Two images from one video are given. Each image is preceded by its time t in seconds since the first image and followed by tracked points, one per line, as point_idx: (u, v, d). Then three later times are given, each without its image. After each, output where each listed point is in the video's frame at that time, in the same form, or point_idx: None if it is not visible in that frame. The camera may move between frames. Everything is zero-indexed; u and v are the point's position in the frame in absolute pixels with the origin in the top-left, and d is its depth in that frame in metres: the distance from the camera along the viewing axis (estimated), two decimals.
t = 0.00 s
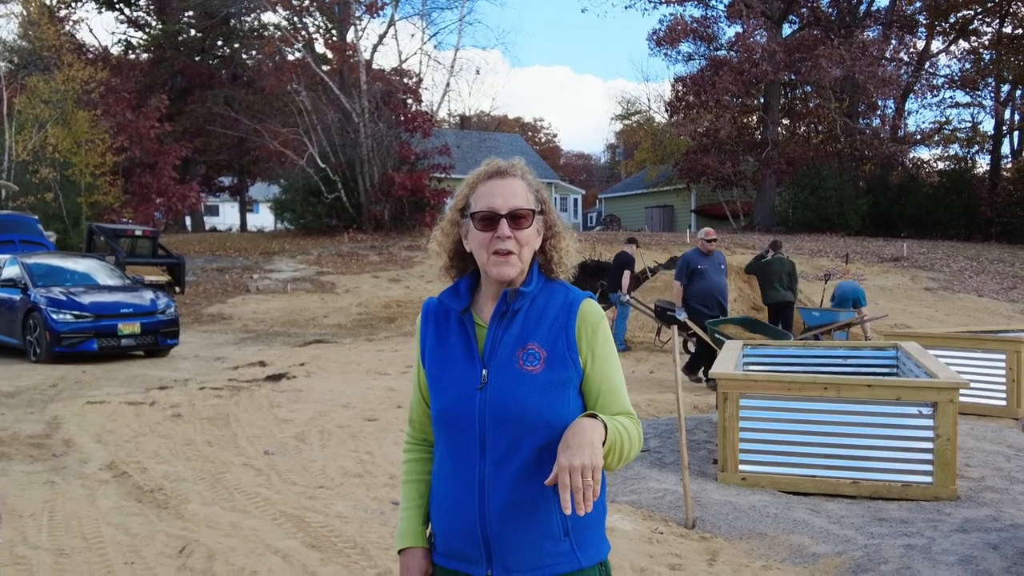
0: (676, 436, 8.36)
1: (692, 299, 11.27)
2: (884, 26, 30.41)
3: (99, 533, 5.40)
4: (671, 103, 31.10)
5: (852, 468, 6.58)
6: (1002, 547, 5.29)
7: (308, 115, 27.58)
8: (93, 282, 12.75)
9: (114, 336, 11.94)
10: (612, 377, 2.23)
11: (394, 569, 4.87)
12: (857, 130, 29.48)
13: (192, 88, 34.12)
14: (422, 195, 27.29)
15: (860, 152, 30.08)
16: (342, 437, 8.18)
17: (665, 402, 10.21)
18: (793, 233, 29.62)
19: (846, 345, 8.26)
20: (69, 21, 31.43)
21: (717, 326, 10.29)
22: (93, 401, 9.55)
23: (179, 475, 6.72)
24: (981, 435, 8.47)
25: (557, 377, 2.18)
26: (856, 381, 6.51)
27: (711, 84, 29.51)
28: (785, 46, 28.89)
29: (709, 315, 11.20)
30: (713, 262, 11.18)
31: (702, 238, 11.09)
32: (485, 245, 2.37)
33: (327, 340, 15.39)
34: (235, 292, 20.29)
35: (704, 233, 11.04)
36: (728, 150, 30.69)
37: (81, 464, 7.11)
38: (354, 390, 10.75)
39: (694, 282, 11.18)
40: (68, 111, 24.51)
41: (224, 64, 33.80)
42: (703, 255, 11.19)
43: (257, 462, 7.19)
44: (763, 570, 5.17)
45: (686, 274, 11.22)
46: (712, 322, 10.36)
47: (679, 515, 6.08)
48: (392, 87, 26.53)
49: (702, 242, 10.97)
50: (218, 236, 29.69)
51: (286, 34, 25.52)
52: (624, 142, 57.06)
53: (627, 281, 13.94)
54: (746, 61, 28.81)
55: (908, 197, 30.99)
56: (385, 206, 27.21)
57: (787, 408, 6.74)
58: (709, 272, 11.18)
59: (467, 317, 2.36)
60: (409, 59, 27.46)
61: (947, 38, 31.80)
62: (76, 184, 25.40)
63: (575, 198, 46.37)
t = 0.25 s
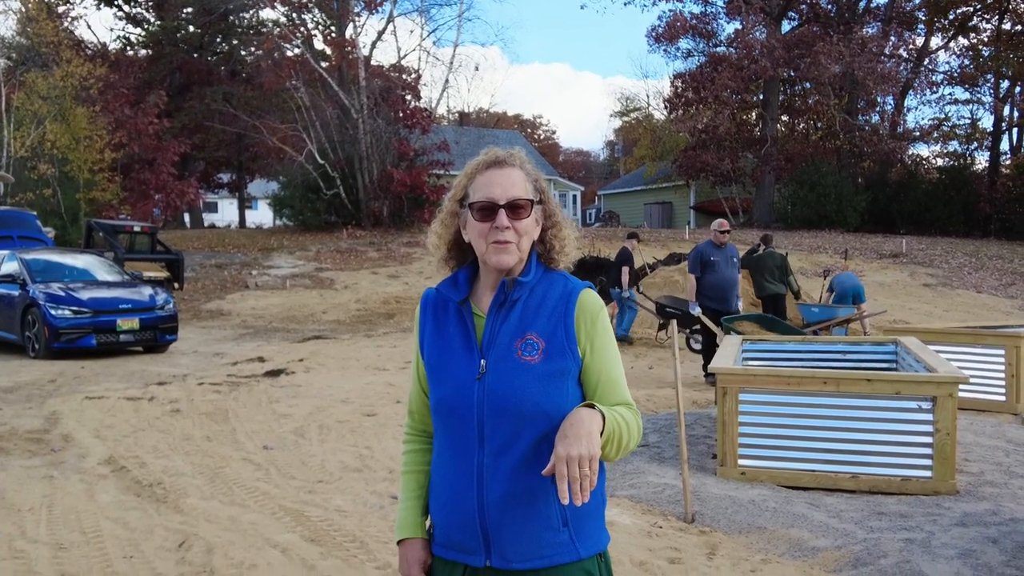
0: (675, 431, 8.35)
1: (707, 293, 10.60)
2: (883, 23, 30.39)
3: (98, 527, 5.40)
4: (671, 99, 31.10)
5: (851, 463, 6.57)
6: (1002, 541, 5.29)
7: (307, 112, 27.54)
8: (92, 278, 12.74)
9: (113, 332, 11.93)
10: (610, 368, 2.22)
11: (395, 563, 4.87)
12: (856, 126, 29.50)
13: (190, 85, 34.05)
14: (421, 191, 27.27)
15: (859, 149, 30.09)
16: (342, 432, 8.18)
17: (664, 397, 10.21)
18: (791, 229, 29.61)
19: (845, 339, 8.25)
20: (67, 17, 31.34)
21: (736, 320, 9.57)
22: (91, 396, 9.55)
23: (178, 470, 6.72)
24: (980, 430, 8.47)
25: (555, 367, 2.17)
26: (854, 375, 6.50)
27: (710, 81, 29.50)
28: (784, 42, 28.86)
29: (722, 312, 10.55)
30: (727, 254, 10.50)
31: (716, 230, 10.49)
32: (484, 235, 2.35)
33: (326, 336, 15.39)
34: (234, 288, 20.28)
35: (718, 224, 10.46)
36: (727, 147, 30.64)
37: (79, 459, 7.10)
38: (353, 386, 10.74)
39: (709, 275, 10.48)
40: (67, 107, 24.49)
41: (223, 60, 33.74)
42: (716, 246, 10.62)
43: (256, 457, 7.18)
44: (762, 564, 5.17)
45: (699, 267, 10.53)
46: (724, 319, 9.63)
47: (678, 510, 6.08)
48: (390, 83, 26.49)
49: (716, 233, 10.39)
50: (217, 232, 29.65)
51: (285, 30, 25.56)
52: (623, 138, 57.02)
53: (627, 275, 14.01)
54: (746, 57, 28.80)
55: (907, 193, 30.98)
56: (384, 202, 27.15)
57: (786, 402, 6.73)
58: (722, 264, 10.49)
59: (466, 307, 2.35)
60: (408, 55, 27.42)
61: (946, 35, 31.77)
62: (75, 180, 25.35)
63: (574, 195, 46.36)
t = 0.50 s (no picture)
0: (674, 423, 8.36)
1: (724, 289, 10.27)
2: (883, 16, 30.29)
3: (97, 518, 5.40)
4: (670, 93, 31.07)
5: (850, 455, 6.58)
6: (1001, 532, 5.30)
7: (306, 105, 27.48)
8: (91, 271, 12.74)
9: (112, 325, 11.92)
10: (610, 356, 2.21)
11: (395, 553, 4.88)
12: (855, 120, 29.47)
13: (189, 79, 33.89)
14: (420, 184, 27.21)
15: (859, 143, 30.07)
16: (341, 424, 8.18)
17: (664, 389, 10.21)
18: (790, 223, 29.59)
19: (844, 332, 8.25)
20: (65, 11, 31.24)
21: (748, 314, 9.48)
22: (91, 389, 9.55)
23: (177, 461, 6.72)
24: (980, 422, 8.48)
25: (555, 355, 2.16)
26: (854, 367, 6.49)
27: (710, 74, 29.44)
28: (783, 36, 28.80)
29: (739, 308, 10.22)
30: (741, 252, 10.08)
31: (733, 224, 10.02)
32: (483, 224, 2.35)
33: (325, 329, 15.38)
34: (233, 282, 20.27)
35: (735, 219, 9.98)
36: (726, 141, 30.58)
37: (79, 451, 7.10)
38: (352, 379, 10.73)
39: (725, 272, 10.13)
40: (65, 101, 24.37)
41: (222, 53, 33.65)
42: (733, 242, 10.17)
43: (255, 448, 7.18)
44: (762, 554, 5.17)
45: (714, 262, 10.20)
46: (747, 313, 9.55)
47: (678, 501, 6.08)
48: (389, 77, 26.40)
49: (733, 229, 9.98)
50: (215, 226, 29.61)
51: (283, 23, 25.54)
52: (622, 132, 56.94)
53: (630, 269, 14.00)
54: (745, 51, 28.76)
55: (906, 187, 30.94)
56: (382, 195, 27.07)
57: (785, 394, 6.73)
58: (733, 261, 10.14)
59: (466, 294, 2.34)
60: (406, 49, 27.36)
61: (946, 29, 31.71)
62: (73, 174, 25.32)
63: (573, 189, 46.31)
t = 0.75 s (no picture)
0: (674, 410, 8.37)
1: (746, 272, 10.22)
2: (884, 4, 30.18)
3: (98, 504, 5.40)
4: (669, 81, 31.07)
5: (851, 441, 6.58)
6: (1001, 517, 5.31)
7: (304, 93, 27.41)
8: (90, 259, 12.71)
9: (111, 312, 11.91)
10: (614, 337, 2.20)
11: (396, 538, 4.89)
12: (855, 108, 29.46)
13: (187, 66, 33.67)
14: (419, 172, 27.11)
15: (858, 131, 30.01)
16: (341, 411, 8.18)
17: (663, 376, 10.21)
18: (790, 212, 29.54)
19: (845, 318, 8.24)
20: None
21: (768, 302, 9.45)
22: (90, 376, 9.55)
23: (178, 448, 6.72)
24: (980, 409, 8.48)
25: (558, 336, 2.15)
26: (854, 353, 6.49)
27: (710, 62, 29.44)
28: (784, 24, 28.71)
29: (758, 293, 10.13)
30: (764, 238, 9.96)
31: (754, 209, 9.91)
32: (486, 204, 2.33)
33: (324, 317, 15.38)
34: (232, 270, 20.24)
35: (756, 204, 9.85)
36: (726, 129, 30.50)
37: (79, 437, 7.10)
38: (352, 366, 10.72)
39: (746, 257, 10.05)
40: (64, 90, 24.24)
41: (220, 41, 33.50)
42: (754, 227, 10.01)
43: (256, 435, 7.18)
44: (762, 539, 5.18)
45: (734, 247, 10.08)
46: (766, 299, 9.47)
47: (678, 486, 6.09)
48: (388, 65, 26.31)
49: (754, 213, 9.84)
50: (214, 214, 29.54)
51: (282, 11, 25.44)
52: (621, 120, 56.79)
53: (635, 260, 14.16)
54: (745, 39, 28.75)
55: (905, 175, 30.88)
56: (382, 183, 26.98)
57: (786, 380, 6.72)
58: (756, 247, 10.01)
59: (468, 277, 2.32)
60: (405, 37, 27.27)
61: (946, 17, 31.61)
62: (72, 162, 25.23)
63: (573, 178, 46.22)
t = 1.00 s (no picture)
0: (674, 393, 8.38)
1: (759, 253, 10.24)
2: None
3: (99, 486, 5.41)
4: (669, 64, 31.05)
5: (850, 423, 6.59)
6: (1000, 499, 5.32)
7: (303, 77, 27.30)
8: (89, 242, 12.68)
9: (110, 296, 11.89)
10: (616, 318, 2.19)
11: (396, 519, 4.90)
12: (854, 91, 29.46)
13: (185, 50, 33.41)
14: (418, 156, 27.02)
15: (858, 115, 29.92)
16: (341, 393, 8.19)
17: (663, 360, 10.22)
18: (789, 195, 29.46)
19: (844, 302, 8.24)
20: None
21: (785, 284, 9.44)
22: (90, 359, 9.55)
23: (178, 430, 6.72)
24: (979, 392, 8.50)
25: (560, 317, 2.14)
26: (854, 336, 6.49)
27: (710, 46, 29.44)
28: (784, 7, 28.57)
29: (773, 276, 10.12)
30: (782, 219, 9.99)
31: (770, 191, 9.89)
32: (488, 182, 2.31)
33: (324, 301, 15.37)
34: (231, 254, 20.22)
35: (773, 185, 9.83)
36: (726, 113, 30.38)
37: (79, 420, 7.10)
38: (352, 349, 10.72)
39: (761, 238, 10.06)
40: (59, 72, 24.37)
41: (218, 24, 33.31)
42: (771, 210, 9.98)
43: (256, 418, 7.19)
44: (761, 521, 5.19)
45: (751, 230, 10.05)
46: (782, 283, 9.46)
47: (678, 469, 6.10)
48: (387, 48, 26.18)
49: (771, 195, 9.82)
50: (213, 198, 29.45)
51: None
52: (621, 104, 56.58)
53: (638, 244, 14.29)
54: (745, 22, 28.73)
55: (905, 158, 30.80)
56: (380, 167, 26.89)
57: (786, 362, 6.72)
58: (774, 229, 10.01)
59: (470, 258, 2.31)
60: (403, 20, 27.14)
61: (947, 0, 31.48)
62: (70, 145, 25.08)
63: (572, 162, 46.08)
